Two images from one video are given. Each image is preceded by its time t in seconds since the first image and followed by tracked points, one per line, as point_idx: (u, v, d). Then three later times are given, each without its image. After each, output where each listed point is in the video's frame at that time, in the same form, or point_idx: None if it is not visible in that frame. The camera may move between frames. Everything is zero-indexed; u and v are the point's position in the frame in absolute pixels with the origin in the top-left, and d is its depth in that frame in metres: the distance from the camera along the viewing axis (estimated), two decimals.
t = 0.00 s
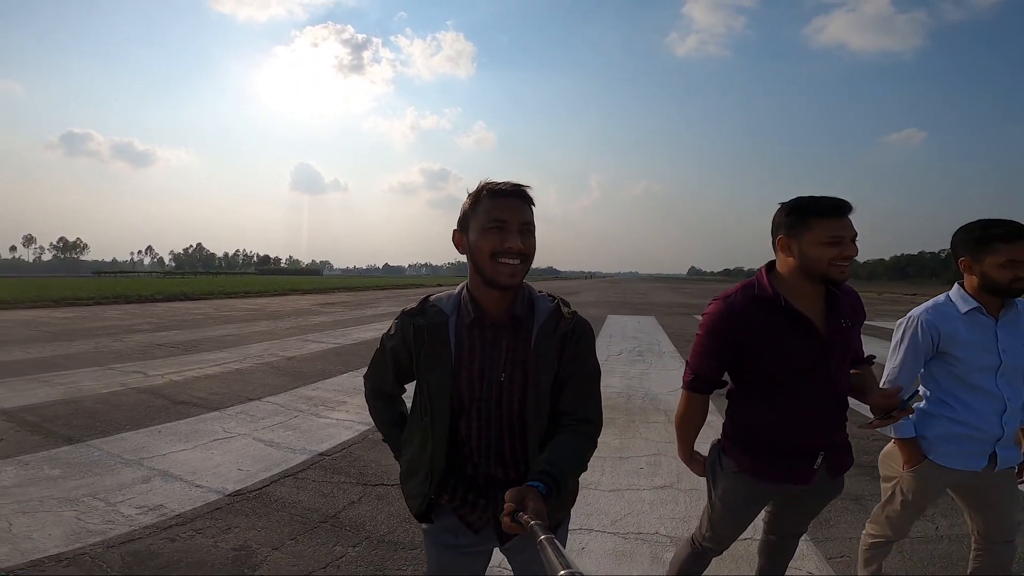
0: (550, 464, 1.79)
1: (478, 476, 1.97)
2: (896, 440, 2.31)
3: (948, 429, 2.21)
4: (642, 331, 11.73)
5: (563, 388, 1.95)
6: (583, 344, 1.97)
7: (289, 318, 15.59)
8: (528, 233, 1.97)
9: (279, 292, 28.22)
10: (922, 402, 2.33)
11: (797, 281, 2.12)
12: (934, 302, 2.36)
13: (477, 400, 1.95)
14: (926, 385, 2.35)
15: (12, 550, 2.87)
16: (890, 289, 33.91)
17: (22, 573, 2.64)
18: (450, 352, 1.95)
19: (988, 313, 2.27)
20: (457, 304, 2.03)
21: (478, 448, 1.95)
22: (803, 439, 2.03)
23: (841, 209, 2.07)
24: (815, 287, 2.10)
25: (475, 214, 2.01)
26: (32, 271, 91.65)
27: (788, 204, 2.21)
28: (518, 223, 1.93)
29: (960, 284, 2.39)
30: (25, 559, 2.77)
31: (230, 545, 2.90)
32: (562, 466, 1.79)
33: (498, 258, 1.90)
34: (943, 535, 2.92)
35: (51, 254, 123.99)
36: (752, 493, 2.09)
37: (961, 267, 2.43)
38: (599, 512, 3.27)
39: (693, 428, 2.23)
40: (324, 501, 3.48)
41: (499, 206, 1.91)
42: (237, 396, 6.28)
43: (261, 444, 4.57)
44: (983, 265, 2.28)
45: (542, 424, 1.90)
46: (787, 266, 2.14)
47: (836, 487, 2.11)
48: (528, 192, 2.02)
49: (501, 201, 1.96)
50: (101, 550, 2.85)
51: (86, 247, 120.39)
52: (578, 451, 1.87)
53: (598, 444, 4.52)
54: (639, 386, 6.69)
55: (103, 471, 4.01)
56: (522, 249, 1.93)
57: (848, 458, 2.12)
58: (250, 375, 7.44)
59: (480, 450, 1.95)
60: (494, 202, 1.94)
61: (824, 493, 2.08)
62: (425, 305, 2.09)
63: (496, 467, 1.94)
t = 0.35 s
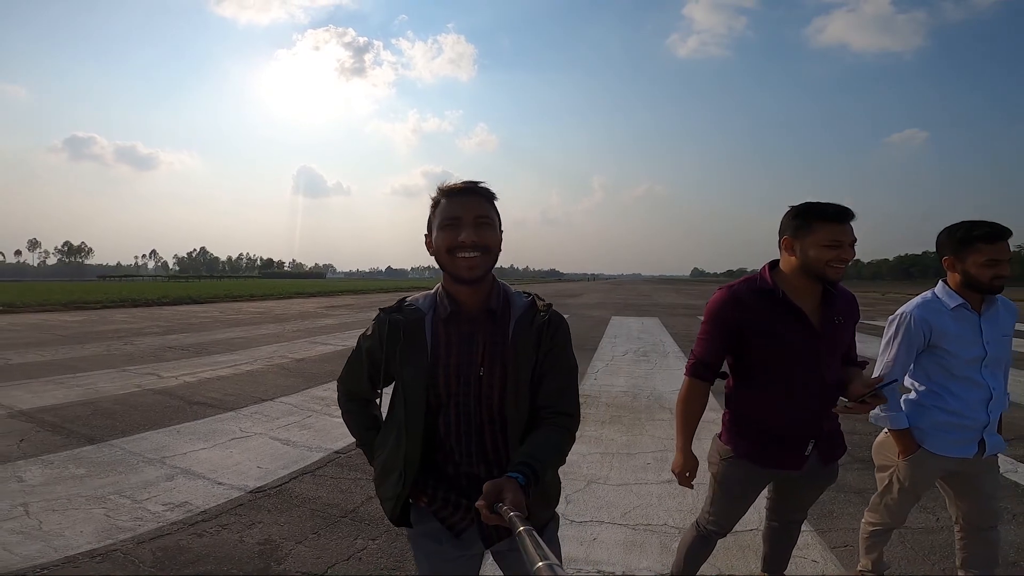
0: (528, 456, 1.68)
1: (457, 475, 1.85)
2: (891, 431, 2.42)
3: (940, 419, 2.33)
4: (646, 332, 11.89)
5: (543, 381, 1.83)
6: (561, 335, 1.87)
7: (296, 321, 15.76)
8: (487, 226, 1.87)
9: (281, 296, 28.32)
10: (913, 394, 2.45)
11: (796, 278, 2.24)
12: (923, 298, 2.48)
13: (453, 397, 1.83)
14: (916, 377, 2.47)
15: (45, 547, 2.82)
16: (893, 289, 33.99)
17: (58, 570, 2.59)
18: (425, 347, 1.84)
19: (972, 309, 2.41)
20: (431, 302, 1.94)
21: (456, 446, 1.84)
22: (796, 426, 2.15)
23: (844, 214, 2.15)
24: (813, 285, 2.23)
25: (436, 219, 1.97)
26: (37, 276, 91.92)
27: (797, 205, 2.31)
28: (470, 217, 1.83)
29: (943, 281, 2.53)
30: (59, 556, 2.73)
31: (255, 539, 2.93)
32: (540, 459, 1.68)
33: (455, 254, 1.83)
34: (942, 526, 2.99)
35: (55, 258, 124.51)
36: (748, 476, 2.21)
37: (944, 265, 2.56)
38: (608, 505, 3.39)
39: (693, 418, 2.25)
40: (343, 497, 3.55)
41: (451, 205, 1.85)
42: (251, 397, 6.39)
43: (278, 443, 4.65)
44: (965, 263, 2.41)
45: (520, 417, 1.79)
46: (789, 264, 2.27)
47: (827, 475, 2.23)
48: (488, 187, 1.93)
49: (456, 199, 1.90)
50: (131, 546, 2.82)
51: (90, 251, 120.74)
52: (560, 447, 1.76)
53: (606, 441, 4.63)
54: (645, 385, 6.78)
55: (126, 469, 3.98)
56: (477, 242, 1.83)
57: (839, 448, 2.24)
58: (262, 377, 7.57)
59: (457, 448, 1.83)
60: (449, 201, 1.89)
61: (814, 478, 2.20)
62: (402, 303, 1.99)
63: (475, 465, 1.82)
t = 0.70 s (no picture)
0: (517, 455, 1.64)
1: (449, 472, 1.83)
2: (884, 422, 2.51)
3: (929, 411, 2.40)
4: (649, 331, 11.97)
5: (536, 379, 1.78)
6: (554, 331, 1.83)
7: (300, 321, 15.86)
8: (464, 223, 1.84)
9: (283, 297, 28.36)
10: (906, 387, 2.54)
11: (790, 275, 2.31)
12: (913, 295, 2.57)
13: (445, 394, 1.80)
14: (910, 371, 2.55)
15: (64, 543, 2.81)
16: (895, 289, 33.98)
17: (78, 564, 2.60)
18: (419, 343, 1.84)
19: (960, 305, 2.47)
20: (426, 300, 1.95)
21: (448, 443, 1.81)
22: (795, 418, 2.22)
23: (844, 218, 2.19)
24: (806, 282, 2.30)
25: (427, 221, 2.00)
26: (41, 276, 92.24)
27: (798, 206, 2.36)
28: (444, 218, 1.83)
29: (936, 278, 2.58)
30: (78, 551, 2.73)
31: (268, 533, 3.01)
32: (529, 458, 1.63)
33: (434, 255, 1.85)
34: (942, 520, 3.03)
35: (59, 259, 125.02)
36: (749, 467, 2.27)
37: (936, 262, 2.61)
38: (613, 500, 3.45)
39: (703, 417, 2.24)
40: (353, 493, 3.62)
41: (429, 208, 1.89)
42: (259, 396, 6.47)
43: (287, 440, 4.73)
44: (954, 260, 2.46)
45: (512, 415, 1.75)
46: (788, 262, 2.32)
47: (825, 465, 2.29)
48: (470, 184, 1.90)
49: (439, 200, 1.91)
50: (148, 540, 2.88)
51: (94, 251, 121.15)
52: (552, 445, 1.71)
53: (610, 438, 4.69)
54: (648, 383, 6.84)
55: (139, 466, 3.99)
56: (452, 242, 1.82)
57: (837, 440, 2.30)
58: (269, 376, 7.65)
59: (448, 444, 1.81)
60: (432, 202, 1.91)
61: (813, 469, 2.26)
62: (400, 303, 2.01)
63: (466, 462, 1.80)
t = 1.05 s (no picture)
0: (536, 461, 1.68)
1: (465, 473, 1.87)
2: (887, 417, 2.57)
3: (931, 407, 2.45)
4: (649, 327, 12.04)
5: (555, 383, 1.82)
6: (574, 333, 1.86)
7: (302, 317, 15.91)
8: (487, 229, 1.89)
9: (283, 293, 28.35)
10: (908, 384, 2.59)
11: (795, 277, 2.35)
12: (915, 294, 2.63)
13: (462, 393, 1.85)
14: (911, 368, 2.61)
15: (81, 542, 2.86)
16: (893, 284, 34.11)
17: (96, 563, 2.65)
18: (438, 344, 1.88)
19: (962, 303, 2.51)
20: (449, 303, 2.01)
21: (464, 444, 1.85)
22: (802, 413, 2.27)
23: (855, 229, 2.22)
24: (808, 286, 2.34)
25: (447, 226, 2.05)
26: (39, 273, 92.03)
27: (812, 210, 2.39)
28: (467, 223, 1.88)
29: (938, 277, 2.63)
30: (96, 550, 2.78)
31: (281, 530, 3.06)
32: (547, 465, 1.67)
33: (458, 260, 1.90)
34: (941, 514, 3.09)
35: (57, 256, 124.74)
36: (759, 462, 2.32)
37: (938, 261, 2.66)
38: (619, 494, 3.51)
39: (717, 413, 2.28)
40: (362, 489, 3.68)
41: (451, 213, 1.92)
42: (264, 393, 6.52)
43: (295, 437, 4.78)
44: (956, 260, 2.51)
45: (531, 419, 1.78)
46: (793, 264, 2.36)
47: (831, 459, 2.35)
48: (491, 191, 1.94)
49: (460, 205, 1.95)
50: (164, 538, 2.92)
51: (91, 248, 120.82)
52: (569, 449, 1.75)
53: (613, 433, 4.75)
54: (650, 379, 6.90)
55: (150, 464, 4.04)
56: (475, 247, 1.87)
57: (842, 434, 2.36)
58: (273, 373, 7.70)
59: (464, 446, 1.85)
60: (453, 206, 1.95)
61: (820, 463, 2.32)
62: (424, 306, 2.07)
63: (482, 464, 1.83)
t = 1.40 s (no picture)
0: (547, 475, 1.72)
1: (474, 482, 1.89)
2: (888, 422, 2.59)
3: (934, 412, 2.48)
4: (647, 324, 12.08)
5: (567, 394, 1.86)
6: (585, 344, 1.90)
7: (299, 313, 15.89)
8: (494, 236, 1.91)
9: (280, 288, 28.28)
10: (910, 388, 2.61)
11: (796, 285, 2.35)
12: (920, 299, 2.65)
13: (472, 402, 1.87)
14: (912, 372, 2.63)
15: (85, 541, 2.88)
16: (889, 281, 34.25)
17: (101, 563, 2.67)
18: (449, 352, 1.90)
19: (965, 310, 2.55)
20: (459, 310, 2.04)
21: (473, 453, 1.87)
22: (803, 416, 2.30)
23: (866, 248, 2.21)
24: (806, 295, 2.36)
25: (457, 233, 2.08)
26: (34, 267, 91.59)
27: (828, 218, 2.35)
28: (475, 231, 1.91)
29: (942, 283, 2.66)
30: (100, 550, 2.80)
31: (284, 529, 3.09)
32: (558, 478, 1.72)
33: (466, 268, 1.93)
34: (934, 514, 3.14)
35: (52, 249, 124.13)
36: (760, 464, 2.35)
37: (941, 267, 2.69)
38: (618, 493, 3.55)
39: (721, 416, 2.30)
40: (364, 487, 3.70)
41: (460, 221, 1.95)
42: (263, 390, 6.53)
43: (295, 435, 4.80)
44: (961, 268, 2.54)
45: (542, 429, 1.82)
46: (798, 272, 2.36)
47: (831, 460, 2.38)
48: (499, 197, 1.96)
49: (469, 213, 1.98)
50: (167, 538, 2.95)
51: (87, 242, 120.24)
52: (579, 461, 1.79)
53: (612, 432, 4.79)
54: (648, 377, 6.94)
55: (151, 462, 4.06)
56: (484, 254, 1.89)
57: (842, 436, 2.39)
58: (272, 369, 7.71)
59: (473, 455, 1.87)
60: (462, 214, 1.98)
61: (820, 464, 2.35)
62: (433, 314, 2.10)
63: (492, 474, 1.86)
